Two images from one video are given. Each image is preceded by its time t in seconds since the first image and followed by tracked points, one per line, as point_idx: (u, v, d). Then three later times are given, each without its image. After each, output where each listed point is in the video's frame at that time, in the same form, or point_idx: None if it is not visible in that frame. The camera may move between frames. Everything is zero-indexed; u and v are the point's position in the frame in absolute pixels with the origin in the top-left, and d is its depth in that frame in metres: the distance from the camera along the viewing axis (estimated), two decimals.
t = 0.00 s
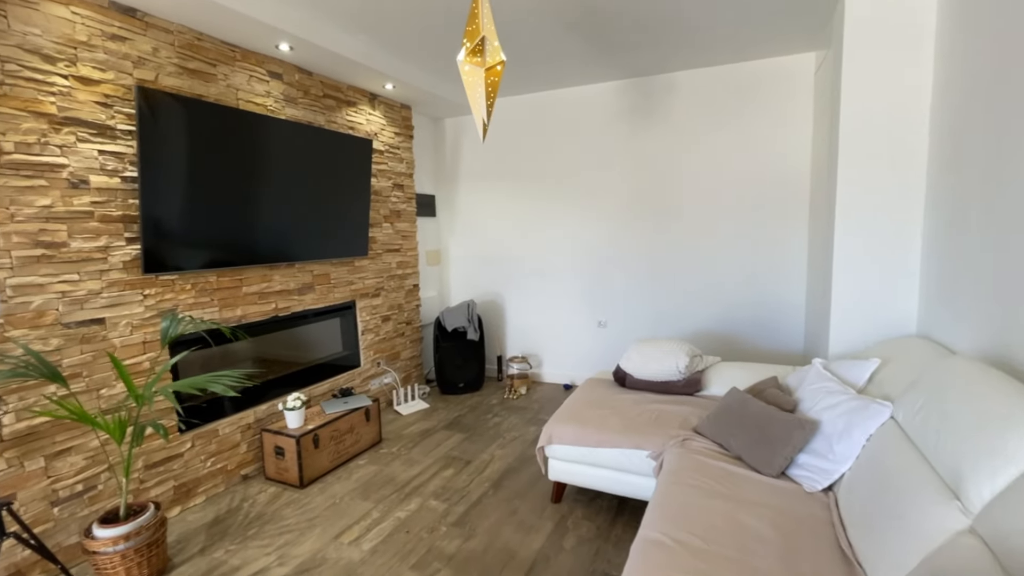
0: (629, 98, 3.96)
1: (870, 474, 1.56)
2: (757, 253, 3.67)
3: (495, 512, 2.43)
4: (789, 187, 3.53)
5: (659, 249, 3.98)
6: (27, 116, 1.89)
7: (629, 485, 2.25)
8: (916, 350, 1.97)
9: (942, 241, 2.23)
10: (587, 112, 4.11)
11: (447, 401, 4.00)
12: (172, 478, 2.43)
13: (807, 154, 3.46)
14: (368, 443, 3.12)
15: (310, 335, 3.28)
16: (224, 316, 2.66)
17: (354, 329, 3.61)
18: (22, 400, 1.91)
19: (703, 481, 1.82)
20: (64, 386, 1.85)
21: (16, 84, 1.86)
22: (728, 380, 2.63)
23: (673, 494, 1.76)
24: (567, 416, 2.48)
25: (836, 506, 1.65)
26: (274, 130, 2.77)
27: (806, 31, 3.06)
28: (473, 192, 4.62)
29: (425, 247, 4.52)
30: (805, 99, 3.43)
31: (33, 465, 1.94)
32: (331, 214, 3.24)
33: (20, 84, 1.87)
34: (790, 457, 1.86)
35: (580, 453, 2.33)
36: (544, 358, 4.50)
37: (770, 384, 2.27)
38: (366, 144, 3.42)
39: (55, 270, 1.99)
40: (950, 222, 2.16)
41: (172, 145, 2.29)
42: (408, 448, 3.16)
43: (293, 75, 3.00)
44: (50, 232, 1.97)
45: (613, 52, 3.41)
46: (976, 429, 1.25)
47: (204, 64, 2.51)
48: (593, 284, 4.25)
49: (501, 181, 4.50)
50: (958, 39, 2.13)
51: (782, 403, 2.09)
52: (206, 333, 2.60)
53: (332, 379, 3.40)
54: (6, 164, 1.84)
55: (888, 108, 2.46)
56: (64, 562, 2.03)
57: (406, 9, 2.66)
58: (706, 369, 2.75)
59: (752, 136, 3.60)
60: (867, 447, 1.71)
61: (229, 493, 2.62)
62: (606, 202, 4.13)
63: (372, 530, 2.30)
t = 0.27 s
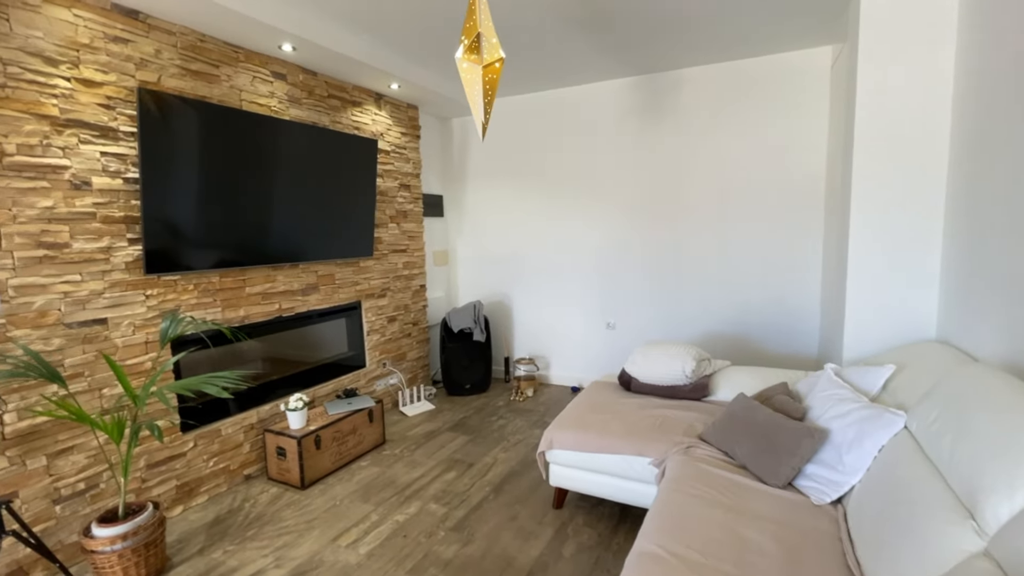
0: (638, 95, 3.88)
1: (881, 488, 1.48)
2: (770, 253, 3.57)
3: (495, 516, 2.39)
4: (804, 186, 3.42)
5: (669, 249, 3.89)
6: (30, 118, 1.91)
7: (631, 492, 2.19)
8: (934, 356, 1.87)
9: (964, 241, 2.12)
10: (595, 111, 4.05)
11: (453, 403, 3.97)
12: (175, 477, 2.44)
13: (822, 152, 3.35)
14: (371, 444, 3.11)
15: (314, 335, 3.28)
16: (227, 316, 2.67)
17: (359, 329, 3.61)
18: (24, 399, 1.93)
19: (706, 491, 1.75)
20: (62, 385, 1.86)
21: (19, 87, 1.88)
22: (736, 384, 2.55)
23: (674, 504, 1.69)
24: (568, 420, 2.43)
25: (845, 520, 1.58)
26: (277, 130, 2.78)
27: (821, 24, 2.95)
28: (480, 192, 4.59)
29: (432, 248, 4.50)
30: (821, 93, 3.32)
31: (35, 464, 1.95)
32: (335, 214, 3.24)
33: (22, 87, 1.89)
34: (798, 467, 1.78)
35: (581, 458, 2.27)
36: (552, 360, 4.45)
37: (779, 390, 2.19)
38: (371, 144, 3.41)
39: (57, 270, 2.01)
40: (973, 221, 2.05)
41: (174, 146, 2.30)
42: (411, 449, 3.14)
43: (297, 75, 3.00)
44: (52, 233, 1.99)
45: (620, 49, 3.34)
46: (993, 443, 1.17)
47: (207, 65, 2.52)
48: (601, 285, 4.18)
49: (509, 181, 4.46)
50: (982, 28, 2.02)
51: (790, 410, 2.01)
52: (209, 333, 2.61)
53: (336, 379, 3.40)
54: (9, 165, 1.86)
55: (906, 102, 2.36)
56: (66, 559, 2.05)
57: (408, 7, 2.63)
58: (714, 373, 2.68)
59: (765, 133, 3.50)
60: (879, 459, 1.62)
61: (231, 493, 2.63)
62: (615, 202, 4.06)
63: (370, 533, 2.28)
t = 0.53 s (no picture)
0: (642, 91, 3.84)
1: (870, 491, 1.44)
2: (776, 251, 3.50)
3: (488, 514, 2.39)
4: (811, 182, 3.34)
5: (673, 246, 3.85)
6: (32, 119, 1.97)
7: (623, 492, 2.17)
8: (934, 357, 1.81)
9: (971, 239, 2.05)
10: (598, 107, 4.01)
11: (455, 400, 3.98)
12: (177, 470, 2.50)
13: (830, 147, 3.27)
14: (370, 440, 3.14)
15: (316, 332, 3.33)
16: (228, 313, 2.72)
17: (362, 326, 3.64)
18: (27, 392, 1.99)
19: (693, 493, 1.72)
20: (61, 379, 1.91)
21: (21, 89, 1.94)
22: (734, 384, 2.51)
23: (660, 505, 1.67)
24: (562, 418, 2.42)
25: (833, 524, 1.54)
26: (277, 130, 2.82)
27: (827, 15, 2.87)
28: (484, 190, 4.59)
29: (436, 245, 4.51)
30: (828, 86, 3.24)
31: (38, 455, 2.01)
32: (336, 212, 3.27)
33: (24, 89, 1.95)
34: (788, 469, 1.75)
35: (573, 457, 2.26)
36: (556, 358, 4.43)
37: (775, 391, 2.15)
38: (372, 142, 3.43)
39: (59, 268, 2.06)
40: (979, 217, 1.98)
41: (173, 146, 2.35)
42: (410, 446, 3.16)
43: (297, 74, 3.03)
44: (54, 231, 2.04)
45: (622, 44, 3.30)
46: (975, 449, 1.15)
47: (207, 65, 2.57)
48: (605, 283, 4.15)
49: (513, 178, 4.45)
50: (991, 17, 1.94)
51: (783, 412, 1.98)
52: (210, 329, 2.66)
53: (338, 376, 3.43)
54: (11, 166, 1.92)
55: (912, 95, 2.28)
56: (68, 548, 2.11)
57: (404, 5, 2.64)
58: (712, 373, 2.64)
59: (771, 129, 3.43)
60: (870, 462, 1.58)
61: (232, 487, 2.68)
62: (618, 199, 4.02)
63: (363, 528, 2.30)
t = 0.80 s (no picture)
0: (638, 90, 3.83)
1: (844, 493, 1.44)
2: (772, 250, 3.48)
3: (477, 511, 2.41)
4: (808, 181, 3.32)
5: (670, 246, 3.83)
6: (30, 124, 2.03)
7: (608, 491, 2.18)
8: (919, 358, 1.80)
9: (962, 238, 2.02)
10: (595, 107, 4.01)
11: (452, 398, 4.01)
12: (174, 466, 2.55)
13: (828, 146, 3.24)
14: (366, 438, 3.18)
15: (314, 331, 3.38)
16: (224, 312, 2.78)
17: (360, 325, 3.69)
18: (27, 388, 2.06)
19: (672, 492, 1.73)
20: (57, 376, 1.97)
21: (20, 95, 2.00)
22: (724, 384, 2.50)
23: (638, 503, 1.68)
24: (550, 417, 2.43)
25: (809, 525, 1.54)
26: (273, 133, 2.87)
27: (821, 13, 2.85)
28: (483, 190, 4.61)
29: (435, 245, 4.55)
30: (825, 84, 3.21)
31: (38, 450, 2.08)
32: (332, 213, 3.31)
33: (23, 95, 2.01)
34: (768, 470, 1.75)
35: (559, 456, 2.27)
36: (554, 357, 4.44)
37: (762, 392, 2.14)
38: (369, 143, 3.47)
39: (58, 268, 2.12)
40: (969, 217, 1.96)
41: (169, 149, 2.41)
42: (405, 444, 3.19)
43: (294, 77, 3.08)
44: (52, 233, 2.10)
45: (616, 44, 3.30)
46: (938, 447, 1.16)
47: (203, 69, 2.62)
48: (602, 282, 4.15)
49: (511, 178, 4.47)
50: (980, 14, 1.92)
51: (768, 412, 1.97)
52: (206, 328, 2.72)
53: (336, 374, 3.48)
54: (11, 169, 1.98)
55: (903, 93, 2.26)
56: (66, 541, 2.17)
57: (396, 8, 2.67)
58: (703, 373, 2.63)
59: (768, 128, 3.40)
60: (848, 464, 1.58)
61: (228, 482, 2.73)
62: (615, 198, 4.01)
63: (353, 524, 2.34)
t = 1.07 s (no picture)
0: (638, 89, 3.83)
1: (829, 488, 1.44)
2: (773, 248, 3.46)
3: (472, 505, 2.44)
4: (809, 178, 3.30)
5: (671, 244, 3.83)
6: (38, 126, 2.10)
7: (601, 486, 2.20)
8: (912, 355, 1.79)
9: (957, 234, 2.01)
10: (596, 105, 4.02)
11: (454, 396, 4.05)
12: (178, 459, 2.62)
13: (829, 142, 3.21)
14: (366, 434, 3.22)
15: (316, 328, 3.43)
16: (227, 309, 2.84)
17: (362, 323, 3.73)
18: (35, 381, 2.13)
19: (659, 486, 1.74)
20: (63, 369, 2.03)
21: (28, 97, 2.07)
22: (719, 381, 2.50)
23: (624, 496, 1.70)
24: (545, 413, 2.45)
25: (794, 519, 1.55)
26: (275, 133, 2.92)
27: (821, 9, 2.83)
28: (486, 189, 4.64)
29: (438, 244, 4.59)
30: (826, 82, 3.18)
31: (46, 441, 2.15)
32: (335, 212, 3.37)
33: (31, 97, 2.08)
34: (757, 465, 1.75)
35: (553, 451, 2.29)
36: (556, 355, 4.46)
37: (754, 389, 2.14)
38: (370, 143, 3.52)
39: (65, 265, 2.19)
40: (967, 212, 1.93)
41: (173, 149, 2.47)
42: (405, 439, 3.23)
43: (296, 78, 3.14)
44: (60, 231, 2.17)
45: (615, 42, 3.31)
46: (915, 440, 1.16)
47: (206, 71, 2.68)
48: (603, 280, 4.15)
49: (513, 177, 4.49)
50: (975, 8, 1.91)
51: (759, 409, 1.97)
52: (209, 324, 2.78)
53: (338, 370, 3.53)
54: (19, 169, 2.05)
55: (900, 89, 2.25)
56: (73, 530, 2.24)
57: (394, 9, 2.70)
58: (699, 370, 2.63)
59: (769, 125, 3.38)
60: (834, 459, 1.58)
61: (231, 476, 2.79)
62: (616, 197, 4.02)
63: (350, 517, 2.38)
